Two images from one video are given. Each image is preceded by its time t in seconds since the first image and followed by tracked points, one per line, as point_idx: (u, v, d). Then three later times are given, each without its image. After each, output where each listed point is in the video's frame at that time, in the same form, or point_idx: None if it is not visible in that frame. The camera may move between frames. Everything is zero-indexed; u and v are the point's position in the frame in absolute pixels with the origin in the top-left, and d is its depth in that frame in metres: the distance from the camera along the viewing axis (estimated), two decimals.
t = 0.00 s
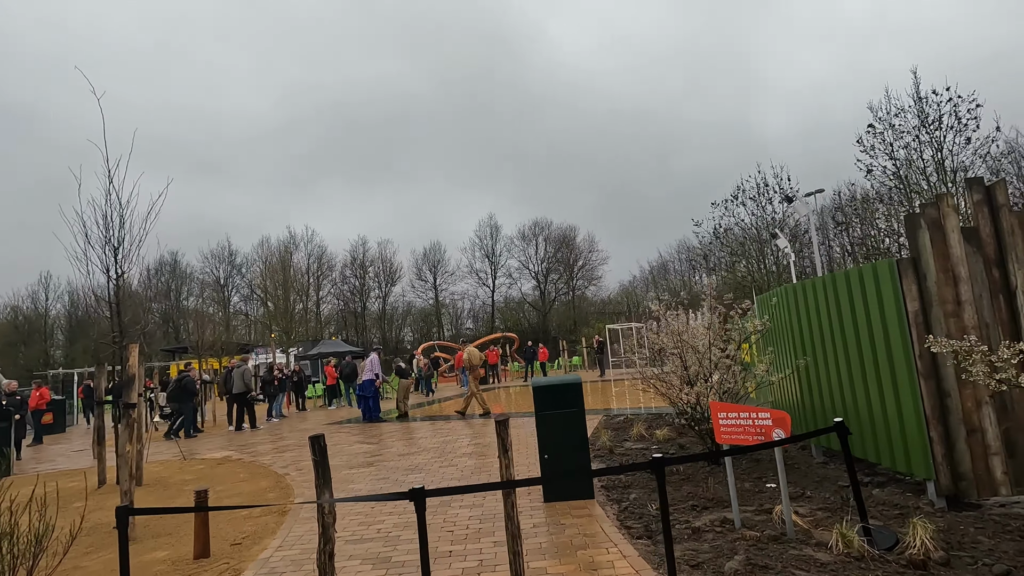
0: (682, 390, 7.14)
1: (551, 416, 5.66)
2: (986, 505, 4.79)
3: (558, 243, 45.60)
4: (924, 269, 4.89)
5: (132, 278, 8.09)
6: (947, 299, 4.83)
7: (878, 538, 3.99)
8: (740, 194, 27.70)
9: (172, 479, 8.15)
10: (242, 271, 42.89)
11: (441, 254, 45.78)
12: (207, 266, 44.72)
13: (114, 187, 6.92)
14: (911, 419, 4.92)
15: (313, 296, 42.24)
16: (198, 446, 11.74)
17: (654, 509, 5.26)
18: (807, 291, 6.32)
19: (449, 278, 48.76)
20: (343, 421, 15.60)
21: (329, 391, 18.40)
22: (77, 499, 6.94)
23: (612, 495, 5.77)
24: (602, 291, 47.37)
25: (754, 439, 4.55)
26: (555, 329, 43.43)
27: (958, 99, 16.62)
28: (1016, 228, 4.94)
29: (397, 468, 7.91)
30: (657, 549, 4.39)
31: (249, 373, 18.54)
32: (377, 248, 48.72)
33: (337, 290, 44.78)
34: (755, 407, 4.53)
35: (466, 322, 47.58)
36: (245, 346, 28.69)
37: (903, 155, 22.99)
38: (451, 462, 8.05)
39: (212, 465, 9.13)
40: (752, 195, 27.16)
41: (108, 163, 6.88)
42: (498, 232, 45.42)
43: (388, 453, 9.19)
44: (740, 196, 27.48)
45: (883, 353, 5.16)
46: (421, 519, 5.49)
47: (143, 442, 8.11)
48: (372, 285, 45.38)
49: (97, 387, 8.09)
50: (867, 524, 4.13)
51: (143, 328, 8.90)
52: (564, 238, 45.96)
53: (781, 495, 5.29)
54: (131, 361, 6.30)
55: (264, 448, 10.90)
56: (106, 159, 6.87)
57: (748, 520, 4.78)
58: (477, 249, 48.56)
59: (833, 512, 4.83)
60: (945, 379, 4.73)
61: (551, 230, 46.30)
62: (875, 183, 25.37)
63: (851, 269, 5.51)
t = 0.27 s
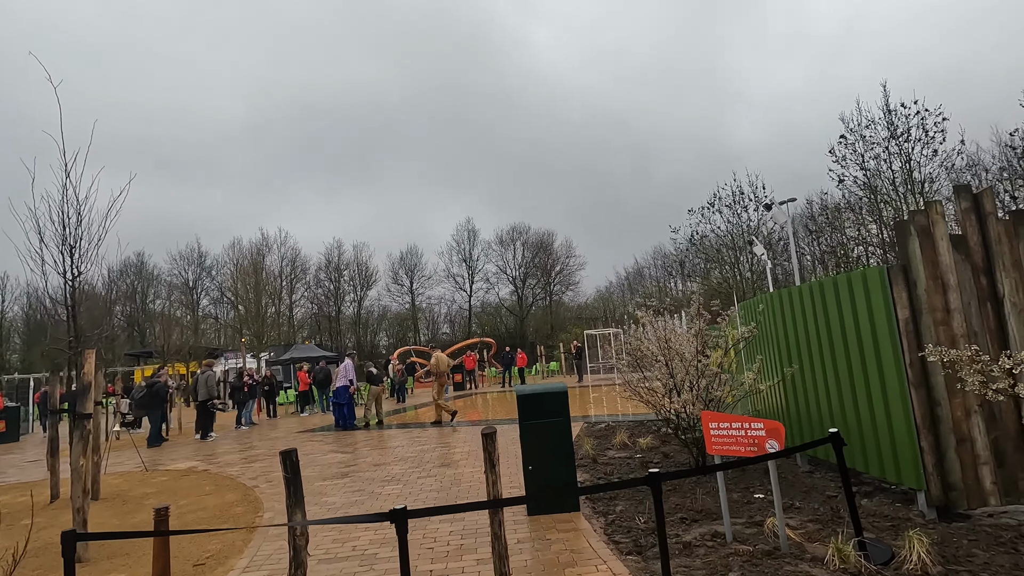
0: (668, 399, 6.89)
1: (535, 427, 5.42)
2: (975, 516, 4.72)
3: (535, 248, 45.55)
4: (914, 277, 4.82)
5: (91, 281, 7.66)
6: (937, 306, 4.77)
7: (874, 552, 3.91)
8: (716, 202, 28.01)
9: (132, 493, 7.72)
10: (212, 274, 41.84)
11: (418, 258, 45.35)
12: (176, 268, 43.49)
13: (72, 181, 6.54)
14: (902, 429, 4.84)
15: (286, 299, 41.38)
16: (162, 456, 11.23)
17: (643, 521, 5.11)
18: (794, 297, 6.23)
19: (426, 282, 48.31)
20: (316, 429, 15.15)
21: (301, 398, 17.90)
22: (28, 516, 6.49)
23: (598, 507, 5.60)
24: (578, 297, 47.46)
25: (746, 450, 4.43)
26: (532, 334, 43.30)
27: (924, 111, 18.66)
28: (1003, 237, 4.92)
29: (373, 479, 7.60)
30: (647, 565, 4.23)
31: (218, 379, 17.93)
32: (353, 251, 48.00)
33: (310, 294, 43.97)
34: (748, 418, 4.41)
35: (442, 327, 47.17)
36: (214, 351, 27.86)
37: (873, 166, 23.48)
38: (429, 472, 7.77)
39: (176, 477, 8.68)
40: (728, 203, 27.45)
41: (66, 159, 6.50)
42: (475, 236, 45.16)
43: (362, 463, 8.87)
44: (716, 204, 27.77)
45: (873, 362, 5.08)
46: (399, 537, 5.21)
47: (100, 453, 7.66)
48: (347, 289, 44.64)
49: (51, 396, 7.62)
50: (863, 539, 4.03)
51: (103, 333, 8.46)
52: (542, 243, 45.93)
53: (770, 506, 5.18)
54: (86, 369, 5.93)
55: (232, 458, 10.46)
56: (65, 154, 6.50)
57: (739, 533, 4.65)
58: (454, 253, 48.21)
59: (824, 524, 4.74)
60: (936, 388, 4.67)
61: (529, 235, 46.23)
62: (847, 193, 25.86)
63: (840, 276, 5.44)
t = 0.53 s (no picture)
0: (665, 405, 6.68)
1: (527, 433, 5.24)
2: (976, 524, 4.63)
3: (519, 251, 45.38)
4: (914, 280, 4.74)
5: (59, 280, 7.29)
6: (937, 310, 4.69)
7: (880, 563, 3.80)
8: (700, 206, 28.14)
9: (101, 503, 7.34)
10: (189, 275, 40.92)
11: (400, 260, 44.88)
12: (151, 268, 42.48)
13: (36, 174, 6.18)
14: (902, 436, 4.74)
15: (265, 301, 40.63)
16: (133, 463, 10.79)
17: (639, 530, 4.95)
18: (790, 301, 6.13)
19: (408, 284, 47.85)
20: (295, 434, 14.76)
21: (280, 402, 17.49)
22: None
23: (592, 516, 5.42)
24: (562, 299, 47.39)
25: (747, 458, 4.27)
26: (515, 337, 43.11)
27: (902, 120, 19.46)
28: (1002, 240, 4.86)
29: (356, 487, 7.32)
30: None
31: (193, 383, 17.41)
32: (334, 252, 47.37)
33: (290, 296, 43.24)
34: (749, 424, 4.25)
35: (424, 329, 46.73)
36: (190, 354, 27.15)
37: (853, 172, 23.78)
38: (415, 480, 7.51)
39: (148, 486, 8.30)
40: (711, 207, 27.59)
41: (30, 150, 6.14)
42: (459, 238, 44.85)
43: (345, 470, 8.58)
44: (700, 208, 27.88)
45: (872, 367, 4.98)
46: (384, 550, 4.96)
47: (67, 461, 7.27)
48: (328, 290, 43.99)
49: (13, 401, 7.21)
50: (869, 550, 3.91)
51: (70, 334, 8.05)
52: (525, 245, 45.78)
53: (768, 515, 5.05)
54: (51, 374, 5.58)
55: (207, 465, 10.08)
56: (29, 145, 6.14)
57: (740, 544, 4.51)
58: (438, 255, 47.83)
59: (824, 534, 4.63)
60: (936, 394, 4.58)
61: (512, 237, 46.05)
62: (828, 198, 26.15)
63: (838, 279, 5.34)
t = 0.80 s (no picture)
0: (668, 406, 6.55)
1: (529, 435, 5.10)
2: (988, 527, 4.53)
3: (513, 252, 45.27)
4: (925, 280, 4.65)
5: (45, 279, 7.08)
6: (948, 310, 4.59)
7: (895, 568, 3.70)
8: (695, 207, 28.12)
9: (88, 507, 7.13)
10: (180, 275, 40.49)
11: (394, 260, 44.64)
12: (141, 267, 42.03)
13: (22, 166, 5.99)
14: (913, 438, 4.65)
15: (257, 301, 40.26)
16: (121, 465, 10.54)
17: (645, 534, 4.83)
18: (795, 301, 6.03)
19: (402, 285, 47.62)
20: (287, 436, 14.53)
21: (273, 403, 17.27)
22: None
23: (595, 520, 5.29)
24: (555, 300, 47.30)
25: (757, 461, 4.16)
26: (509, 338, 42.90)
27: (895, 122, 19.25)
28: (1013, 239, 4.78)
29: (351, 491, 7.14)
30: None
31: (184, 383, 17.14)
32: (327, 253, 47.02)
33: (282, 296, 42.89)
34: (759, 426, 4.15)
35: (418, 330, 46.51)
36: (180, 355, 26.81)
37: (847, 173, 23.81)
38: (412, 483, 7.34)
39: (137, 489, 8.09)
40: (706, 209, 27.60)
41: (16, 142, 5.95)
42: (453, 239, 44.68)
43: (339, 472, 8.41)
44: (695, 209, 27.86)
45: (882, 368, 4.89)
46: (382, 556, 4.80)
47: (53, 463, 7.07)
48: (320, 291, 43.68)
49: None
50: (884, 555, 3.82)
51: (57, 333, 7.84)
52: (520, 246, 45.67)
53: (776, 518, 4.95)
54: (38, 372, 5.38)
55: (198, 467, 9.88)
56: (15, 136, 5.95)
57: (749, 548, 4.41)
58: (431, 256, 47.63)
59: (833, 537, 4.53)
60: (949, 396, 4.50)
61: (507, 238, 45.93)
62: (822, 200, 26.21)
63: (845, 279, 5.25)
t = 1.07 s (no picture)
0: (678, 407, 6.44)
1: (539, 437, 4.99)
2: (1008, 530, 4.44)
3: (508, 252, 45.12)
4: (943, 279, 4.56)
5: (37, 277, 6.89)
6: (966, 310, 4.50)
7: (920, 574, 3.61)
8: (691, 208, 28.11)
9: (81, 510, 6.95)
10: (172, 275, 40.08)
11: (388, 261, 44.38)
12: (133, 267, 41.63)
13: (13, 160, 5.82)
14: (932, 439, 4.56)
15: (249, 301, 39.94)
16: (114, 467, 10.33)
17: (658, 538, 4.73)
18: (808, 300, 5.94)
19: (396, 285, 47.36)
20: (282, 437, 14.33)
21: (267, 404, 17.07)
22: None
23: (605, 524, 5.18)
24: (550, 301, 47.19)
25: (776, 464, 4.06)
26: (504, 338, 42.77)
27: (890, 123, 19.32)
28: None
29: (352, 494, 6.99)
30: None
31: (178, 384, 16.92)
32: (321, 253, 46.73)
33: (275, 296, 42.51)
34: (779, 427, 4.05)
35: (412, 331, 46.25)
36: (172, 355, 26.49)
37: (843, 174, 23.85)
38: (414, 485, 7.19)
39: (130, 492, 7.89)
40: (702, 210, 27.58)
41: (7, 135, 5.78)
42: (447, 240, 44.47)
43: (338, 475, 8.25)
44: (692, 210, 27.82)
45: (899, 369, 4.81)
46: (388, 562, 4.65)
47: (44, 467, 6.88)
48: (314, 291, 43.35)
49: None
50: (908, 560, 3.73)
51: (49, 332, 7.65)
52: (515, 247, 45.52)
53: (791, 521, 4.86)
54: (30, 373, 5.22)
55: (193, 469, 9.68)
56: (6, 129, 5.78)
57: (766, 554, 4.31)
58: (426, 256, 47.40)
59: (851, 541, 4.44)
60: (968, 397, 4.42)
61: (502, 239, 45.78)
62: (818, 201, 26.25)
63: (861, 278, 5.16)
